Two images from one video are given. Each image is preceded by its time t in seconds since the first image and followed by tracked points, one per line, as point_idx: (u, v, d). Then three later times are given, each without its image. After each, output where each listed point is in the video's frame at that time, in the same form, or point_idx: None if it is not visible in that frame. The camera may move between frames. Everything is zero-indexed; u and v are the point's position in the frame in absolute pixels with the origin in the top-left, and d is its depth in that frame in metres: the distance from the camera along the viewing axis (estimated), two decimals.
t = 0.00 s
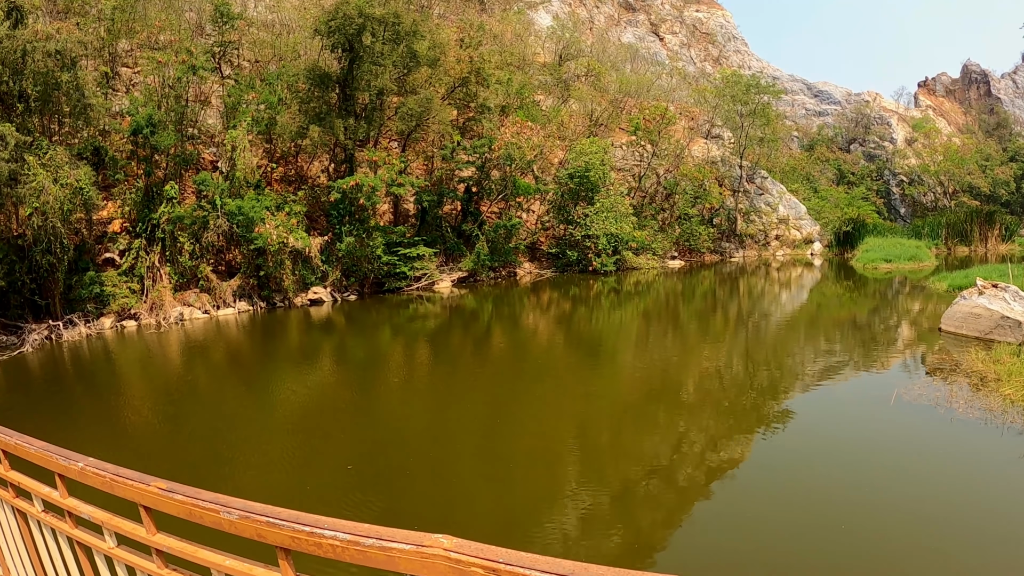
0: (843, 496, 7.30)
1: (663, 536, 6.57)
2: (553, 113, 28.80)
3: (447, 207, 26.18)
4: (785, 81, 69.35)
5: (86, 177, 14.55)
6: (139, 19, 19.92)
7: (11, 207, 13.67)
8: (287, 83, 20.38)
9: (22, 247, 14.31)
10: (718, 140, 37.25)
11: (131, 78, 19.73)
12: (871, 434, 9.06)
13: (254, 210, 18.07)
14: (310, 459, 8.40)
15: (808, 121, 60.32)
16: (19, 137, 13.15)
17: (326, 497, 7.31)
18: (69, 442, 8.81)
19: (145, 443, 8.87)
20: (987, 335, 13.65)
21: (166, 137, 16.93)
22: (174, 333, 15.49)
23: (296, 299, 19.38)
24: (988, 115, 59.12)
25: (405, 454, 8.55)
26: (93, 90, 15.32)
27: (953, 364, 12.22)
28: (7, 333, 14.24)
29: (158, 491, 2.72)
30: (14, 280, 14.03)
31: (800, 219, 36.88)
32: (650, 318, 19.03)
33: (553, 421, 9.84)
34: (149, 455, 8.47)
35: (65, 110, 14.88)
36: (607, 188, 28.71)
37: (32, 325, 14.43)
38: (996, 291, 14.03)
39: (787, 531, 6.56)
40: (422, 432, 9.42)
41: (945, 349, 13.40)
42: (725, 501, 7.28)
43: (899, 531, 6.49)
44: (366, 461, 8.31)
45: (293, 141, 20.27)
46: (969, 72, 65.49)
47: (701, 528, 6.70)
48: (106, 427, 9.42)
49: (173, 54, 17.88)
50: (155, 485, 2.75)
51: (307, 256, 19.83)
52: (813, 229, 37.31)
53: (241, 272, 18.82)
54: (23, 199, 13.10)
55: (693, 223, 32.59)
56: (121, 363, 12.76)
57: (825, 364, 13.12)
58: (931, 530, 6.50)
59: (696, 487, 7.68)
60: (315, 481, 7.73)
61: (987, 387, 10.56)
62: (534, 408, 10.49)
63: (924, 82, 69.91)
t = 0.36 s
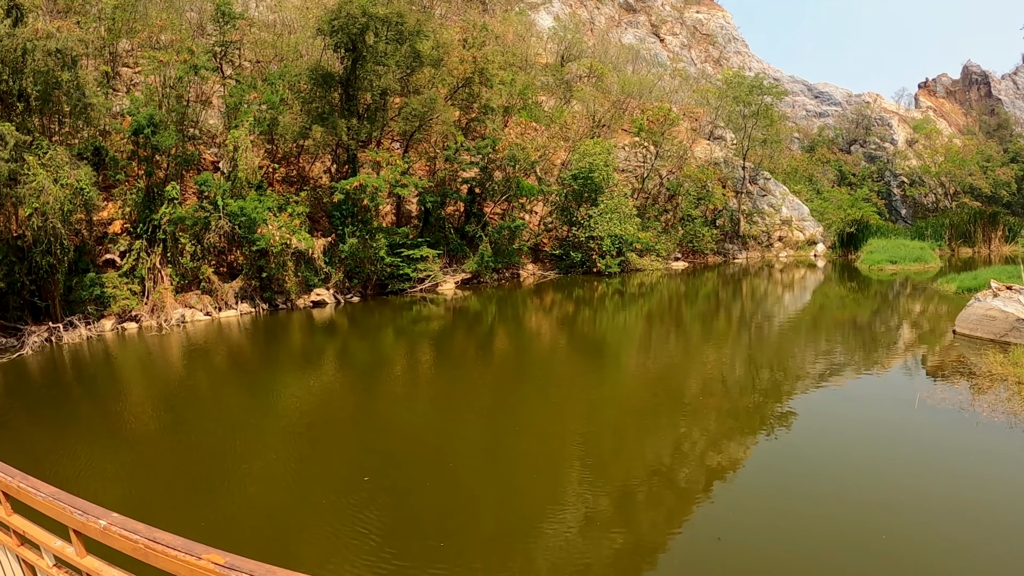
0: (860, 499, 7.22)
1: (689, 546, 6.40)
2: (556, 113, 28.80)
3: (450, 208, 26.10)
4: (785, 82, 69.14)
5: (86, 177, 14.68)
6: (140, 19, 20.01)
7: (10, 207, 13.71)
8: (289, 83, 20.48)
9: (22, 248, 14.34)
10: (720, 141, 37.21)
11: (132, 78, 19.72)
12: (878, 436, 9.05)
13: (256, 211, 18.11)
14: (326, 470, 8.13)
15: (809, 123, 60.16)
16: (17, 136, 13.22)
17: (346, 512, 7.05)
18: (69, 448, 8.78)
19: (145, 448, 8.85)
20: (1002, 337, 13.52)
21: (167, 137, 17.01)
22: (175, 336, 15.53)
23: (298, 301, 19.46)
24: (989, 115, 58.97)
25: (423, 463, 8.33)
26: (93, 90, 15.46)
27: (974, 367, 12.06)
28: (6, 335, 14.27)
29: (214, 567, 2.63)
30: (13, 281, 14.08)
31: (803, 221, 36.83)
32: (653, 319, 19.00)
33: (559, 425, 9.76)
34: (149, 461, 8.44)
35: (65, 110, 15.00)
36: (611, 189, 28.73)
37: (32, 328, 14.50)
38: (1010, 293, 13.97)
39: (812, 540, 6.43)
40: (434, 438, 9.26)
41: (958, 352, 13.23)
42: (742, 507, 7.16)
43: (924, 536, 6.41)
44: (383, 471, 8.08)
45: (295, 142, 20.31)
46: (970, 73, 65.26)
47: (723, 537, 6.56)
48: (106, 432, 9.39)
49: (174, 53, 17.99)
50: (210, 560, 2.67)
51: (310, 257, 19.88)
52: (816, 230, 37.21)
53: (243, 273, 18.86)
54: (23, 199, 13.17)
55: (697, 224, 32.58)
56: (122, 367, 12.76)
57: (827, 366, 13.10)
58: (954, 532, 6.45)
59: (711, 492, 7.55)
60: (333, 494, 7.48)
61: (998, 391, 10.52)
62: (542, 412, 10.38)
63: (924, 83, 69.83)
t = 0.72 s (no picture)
0: (876, 501, 7.16)
1: (713, 554, 6.27)
2: (557, 113, 28.79)
3: (451, 208, 26.12)
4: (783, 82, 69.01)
5: (85, 177, 14.72)
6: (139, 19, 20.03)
7: (8, 207, 13.75)
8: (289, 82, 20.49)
9: (20, 248, 14.46)
10: (721, 141, 37.20)
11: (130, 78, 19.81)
12: (885, 435, 9.04)
13: (257, 211, 18.11)
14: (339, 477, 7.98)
15: (808, 123, 60.06)
16: (16, 135, 13.24)
17: (363, 522, 6.88)
18: (67, 451, 8.78)
19: (144, 451, 8.85)
20: (1012, 335, 13.49)
21: (167, 137, 16.99)
22: (175, 337, 15.55)
23: (298, 301, 19.50)
24: (989, 115, 58.84)
25: (436, 468, 8.21)
26: (92, 89, 15.52)
27: (986, 366, 11.99)
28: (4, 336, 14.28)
29: None
30: (10, 281, 14.09)
31: (803, 221, 36.83)
32: (654, 319, 19.01)
33: (565, 427, 9.70)
34: (148, 464, 8.44)
35: (64, 109, 15.04)
36: (612, 189, 28.74)
37: (30, 329, 14.51)
38: (1020, 293, 13.98)
39: (826, 543, 6.35)
40: (442, 441, 9.15)
41: (965, 352, 13.12)
42: (760, 511, 7.04)
43: (939, 539, 6.35)
44: (398, 478, 7.95)
45: (295, 141, 20.31)
46: (968, 73, 65.06)
47: (744, 542, 6.44)
48: (105, 434, 9.39)
49: (174, 52, 17.96)
50: None
51: (311, 258, 19.89)
52: (817, 230, 37.18)
53: (243, 274, 18.89)
54: (21, 198, 13.24)
55: (698, 224, 32.57)
56: (121, 368, 12.77)
57: (825, 365, 13.10)
58: (975, 534, 6.42)
59: (726, 496, 7.43)
60: (346, 501, 7.34)
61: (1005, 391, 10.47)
62: (549, 413, 10.30)
63: (924, 83, 69.82)
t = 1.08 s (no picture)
0: (888, 503, 7.11)
1: (733, 560, 6.13)
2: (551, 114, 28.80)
3: (445, 209, 26.03)
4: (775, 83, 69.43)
5: (76, 177, 14.45)
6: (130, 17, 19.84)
7: None
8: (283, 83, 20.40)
9: (9, 251, 14.21)
10: (713, 142, 37.39)
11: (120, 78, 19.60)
12: (885, 436, 9.07)
13: (250, 212, 17.95)
14: (345, 486, 7.77)
15: (799, 124, 60.54)
16: (7, 134, 13.09)
17: (377, 535, 6.68)
18: (59, 457, 8.68)
19: (137, 455, 8.76)
20: (1012, 335, 13.52)
21: (159, 137, 16.78)
22: (167, 340, 15.41)
23: (291, 303, 19.37)
24: (978, 116, 59.41)
25: (445, 476, 8.02)
26: (82, 87, 15.35)
27: (989, 367, 11.98)
28: None
29: None
30: None
31: (796, 221, 37.28)
32: (648, 320, 19.07)
33: (561, 429, 9.68)
34: (141, 469, 8.36)
35: (54, 109, 14.90)
36: (606, 190, 28.81)
37: (19, 332, 14.31)
38: (1019, 293, 14.05)
39: (830, 544, 6.34)
40: (444, 447, 8.99)
41: (964, 353, 13.11)
42: (774, 517, 6.92)
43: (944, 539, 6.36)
44: (405, 486, 7.77)
45: (288, 141, 20.15)
46: (958, 75, 65.61)
47: (763, 549, 6.29)
48: (97, 439, 9.28)
49: (166, 51, 17.79)
50: None
51: (304, 259, 19.75)
52: (810, 231, 37.42)
53: (235, 276, 18.74)
54: (9, 199, 13.06)
55: (691, 225, 32.70)
56: (112, 372, 12.62)
57: (817, 366, 13.15)
58: (989, 533, 6.43)
59: (739, 501, 7.30)
60: (350, 508, 7.23)
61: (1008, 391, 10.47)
62: (552, 418, 10.19)
63: (914, 84, 70.29)
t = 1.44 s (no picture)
0: (892, 506, 7.11)
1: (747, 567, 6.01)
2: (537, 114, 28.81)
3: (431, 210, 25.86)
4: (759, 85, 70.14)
5: (56, 176, 14.30)
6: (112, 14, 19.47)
7: None
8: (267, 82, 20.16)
9: None
10: (699, 142, 37.71)
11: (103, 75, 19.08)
12: (878, 436, 9.13)
13: (233, 212, 17.65)
14: (341, 496, 7.51)
15: (782, 125, 61.28)
16: None
17: (379, 547, 6.41)
18: (38, 464, 8.50)
19: (119, 461, 8.60)
20: (1006, 332, 13.70)
21: (141, 136, 16.39)
22: (150, 343, 15.14)
23: (276, 305, 19.14)
24: (960, 117, 60.47)
25: (445, 483, 7.83)
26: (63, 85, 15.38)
27: (987, 364, 12.10)
28: None
29: None
30: None
31: (781, 222, 37.57)
32: (635, 320, 19.15)
33: (551, 431, 9.64)
34: (122, 475, 8.20)
35: (35, 108, 15.13)
36: (592, 191, 29.02)
37: None
38: (1012, 291, 14.28)
39: (835, 547, 6.31)
40: (440, 453, 8.80)
41: (958, 351, 13.26)
42: (782, 522, 6.83)
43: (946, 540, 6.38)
44: (404, 494, 7.56)
45: (273, 141, 19.86)
46: (940, 76, 66.69)
47: (776, 555, 6.19)
48: (76, 445, 9.10)
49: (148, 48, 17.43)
50: None
51: (289, 260, 19.49)
52: (794, 231, 37.86)
53: (219, 277, 18.45)
54: None
55: (677, 225, 32.93)
56: (94, 376, 12.35)
57: (801, 365, 13.27)
58: (994, 535, 6.47)
59: (744, 507, 7.22)
60: (346, 514, 7.09)
61: (1004, 389, 10.59)
62: (548, 421, 10.06)
63: (895, 86, 71.56)
